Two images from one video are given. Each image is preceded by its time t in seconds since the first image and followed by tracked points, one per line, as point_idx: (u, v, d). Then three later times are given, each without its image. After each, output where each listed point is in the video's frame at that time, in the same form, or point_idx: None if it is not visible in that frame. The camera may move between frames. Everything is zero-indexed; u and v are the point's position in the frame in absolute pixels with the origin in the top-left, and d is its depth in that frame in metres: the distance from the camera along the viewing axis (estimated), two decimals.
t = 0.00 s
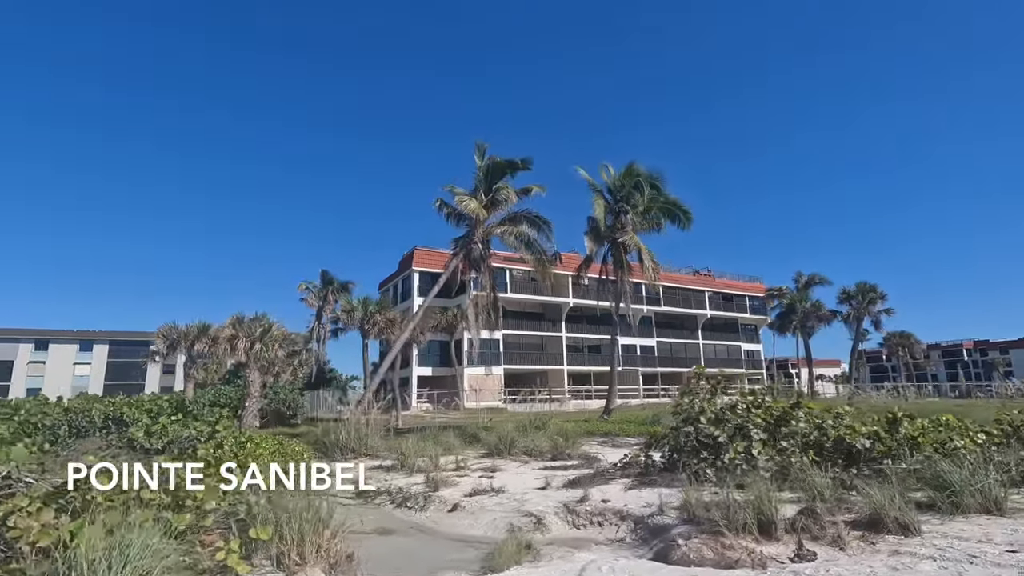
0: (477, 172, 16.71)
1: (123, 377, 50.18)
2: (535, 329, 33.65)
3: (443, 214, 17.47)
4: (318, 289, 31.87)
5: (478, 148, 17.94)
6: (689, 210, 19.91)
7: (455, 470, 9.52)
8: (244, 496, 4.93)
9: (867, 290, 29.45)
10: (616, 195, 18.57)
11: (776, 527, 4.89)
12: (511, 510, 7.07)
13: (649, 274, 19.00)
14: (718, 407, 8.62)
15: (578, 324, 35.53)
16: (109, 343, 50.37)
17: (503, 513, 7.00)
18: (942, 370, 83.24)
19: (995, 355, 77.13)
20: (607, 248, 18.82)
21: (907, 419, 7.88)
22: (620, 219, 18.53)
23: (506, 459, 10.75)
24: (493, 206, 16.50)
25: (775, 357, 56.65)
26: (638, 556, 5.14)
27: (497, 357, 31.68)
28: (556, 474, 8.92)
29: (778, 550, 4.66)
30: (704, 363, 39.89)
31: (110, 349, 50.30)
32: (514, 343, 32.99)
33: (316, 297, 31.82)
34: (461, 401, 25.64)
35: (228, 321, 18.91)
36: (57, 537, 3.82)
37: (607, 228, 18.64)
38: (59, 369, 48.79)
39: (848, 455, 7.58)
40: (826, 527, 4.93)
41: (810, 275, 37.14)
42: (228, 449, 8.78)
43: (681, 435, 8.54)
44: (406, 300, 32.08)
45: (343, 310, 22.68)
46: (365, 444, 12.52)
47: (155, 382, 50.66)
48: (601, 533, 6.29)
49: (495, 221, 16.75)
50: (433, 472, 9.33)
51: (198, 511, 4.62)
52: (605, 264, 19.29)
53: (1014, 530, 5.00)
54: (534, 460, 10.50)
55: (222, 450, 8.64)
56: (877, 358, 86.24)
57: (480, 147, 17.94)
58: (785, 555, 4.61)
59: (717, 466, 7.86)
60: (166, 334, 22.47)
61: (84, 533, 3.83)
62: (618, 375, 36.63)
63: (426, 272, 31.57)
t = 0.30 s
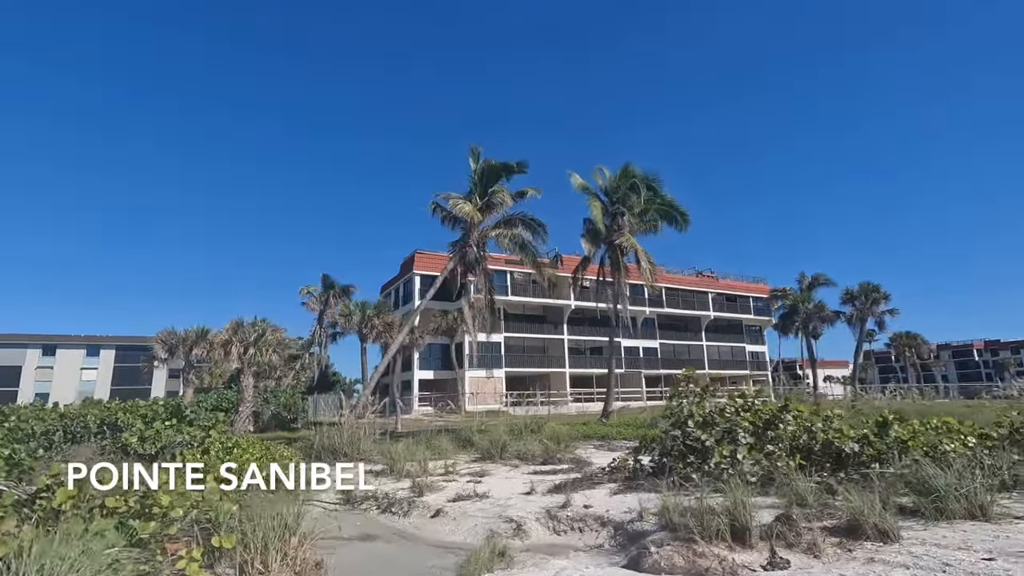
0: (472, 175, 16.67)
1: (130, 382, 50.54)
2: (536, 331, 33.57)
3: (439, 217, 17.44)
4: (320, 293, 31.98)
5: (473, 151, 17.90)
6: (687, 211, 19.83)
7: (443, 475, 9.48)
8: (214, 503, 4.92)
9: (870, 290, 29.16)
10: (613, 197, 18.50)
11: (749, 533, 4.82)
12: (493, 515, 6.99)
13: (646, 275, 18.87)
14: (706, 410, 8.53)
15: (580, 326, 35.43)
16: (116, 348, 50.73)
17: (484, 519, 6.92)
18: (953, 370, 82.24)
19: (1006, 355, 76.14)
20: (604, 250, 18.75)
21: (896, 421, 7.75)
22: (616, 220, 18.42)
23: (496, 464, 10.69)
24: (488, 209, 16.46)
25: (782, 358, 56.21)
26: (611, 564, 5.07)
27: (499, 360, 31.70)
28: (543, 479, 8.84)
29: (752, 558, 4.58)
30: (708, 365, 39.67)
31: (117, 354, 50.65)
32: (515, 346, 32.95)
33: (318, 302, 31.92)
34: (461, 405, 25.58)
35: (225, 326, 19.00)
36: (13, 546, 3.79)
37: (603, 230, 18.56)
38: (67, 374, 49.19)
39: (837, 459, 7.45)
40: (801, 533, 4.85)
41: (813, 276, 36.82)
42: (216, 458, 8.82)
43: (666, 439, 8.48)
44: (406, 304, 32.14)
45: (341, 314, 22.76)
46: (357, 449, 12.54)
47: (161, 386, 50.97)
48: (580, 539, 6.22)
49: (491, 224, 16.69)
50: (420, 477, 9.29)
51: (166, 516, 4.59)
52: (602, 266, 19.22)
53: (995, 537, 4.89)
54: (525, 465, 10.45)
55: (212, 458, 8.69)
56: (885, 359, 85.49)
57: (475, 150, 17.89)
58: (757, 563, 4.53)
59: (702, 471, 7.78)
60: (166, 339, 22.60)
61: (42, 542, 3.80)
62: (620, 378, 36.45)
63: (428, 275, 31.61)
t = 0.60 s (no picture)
0: (465, 176, 16.67)
1: (133, 385, 50.78)
2: (536, 333, 33.51)
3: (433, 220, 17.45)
4: (320, 296, 32.08)
5: (466, 153, 17.91)
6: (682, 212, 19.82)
7: (429, 477, 9.49)
8: (183, 507, 4.92)
9: (870, 291, 29.01)
10: (607, 198, 18.50)
11: (720, 537, 4.78)
12: (473, 518, 6.99)
13: (642, 276, 18.85)
14: (692, 411, 8.49)
15: (579, 328, 35.39)
16: (119, 350, 50.90)
17: (464, 522, 6.92)
18: (959, 371, 81.59)
19: (1013, 356, 75.50)
20: (599, 251, 18.74)
21: (881, 423, 7.68)
22: (611, 221, 18.41)
23: (485, 466, 10.69)
24: (482, 211, 16.46)
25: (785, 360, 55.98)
26: (582, 569, 5.05)
27: (499, 361, 31.71)
28: (528, 481, 8.83)
29: (721, 562, 4.55)
30: (709, 366, 39.53)
31: (119, 356, 50.80)
32: (514, 348, 32.93)
33: (318, 304, 32.01)
34: (460, 406, 25.52)
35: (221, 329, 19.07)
36: None
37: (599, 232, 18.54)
38: (71, 377, 49.42)
39: (820, 461, 7.40)
40: (771, 537, 4.81)
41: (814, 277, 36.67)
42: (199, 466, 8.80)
43: (651, 442, 8.45)
44: (406, 306, 32.20)
45: (338, 316, 22.83)
46: (348, 451, 12.54)
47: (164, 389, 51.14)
48: (559, 542, 6.20)
49: (484, 226, 16.69)
50: (406, 480, 9.29)
51: (136, 519, 4.60)
52: (597, 267, 19.21)
53: (968, 541, 4.86)
54: (513, 468, 10.43)
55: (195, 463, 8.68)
56: (889, 360, 85.07)
57: (468, 152, 17.92)
58: (726, 567, 4.49)
59: (684, 474, 7.75)
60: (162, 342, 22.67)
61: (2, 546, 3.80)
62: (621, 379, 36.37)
63: (426, 277, 31.65)
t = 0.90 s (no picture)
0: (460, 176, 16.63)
1: (141, 386, 51.19)
2: (539, 333, 33.45)
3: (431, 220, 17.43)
4: (323, 297, 32.20)
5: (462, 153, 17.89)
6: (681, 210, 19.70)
7: (421, 477, 9.48)
8: (157, 506, 4.94)
9: (875, 288, 28.72)
10: (605, 197, 18.42)
11: (696, 536, 4.73)
12: (459, 518, 6.96)
13: (641, 275, 18.74)
14: (682, 410, 8.34)
15: (583, 327, 35.29)
16: (127, 352, 51.24)
17: (449, 522, 6.89)
18: (970, 368, 80.60)
19: None
20: (598, 250, 18.66)
21: (874, 421, 7.58)
22: (610, 220, 18.32)
23: (478, 466, 10.67)
24: (479, 210, 16.43)
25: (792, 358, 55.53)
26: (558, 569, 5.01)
27: (502, 361, 31.70)
28: (518, 481, 8.78)
29: (697, 561, 4.49)
30: (714, 365, 39.30)
31: (128, 358, 51.13)
32: (517, 347, 32.89)
33: (321, 305, 32.11)
34: (462, 405, 25.45)
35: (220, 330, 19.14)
36: None
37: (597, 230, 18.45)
38: (80, 379, 49.86)
39: (811, 460, 7.29)
40: (748, 537, 4.75)
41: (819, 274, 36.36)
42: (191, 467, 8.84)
43: (641, 441, 8.36)
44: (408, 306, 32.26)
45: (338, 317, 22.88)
46: (344, 451, 12.55)
47: (172, 390, 51.49)
48: (541, 542, 6.16)
49: (481, 226, 16.65)
50: (396, 479, 9.28)
51: (109, 519, 4.61)
52: (596, 266, 19.13)
53: (951, 540, 4.77)
54: (506, 467, 10.38)
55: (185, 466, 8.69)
56: (899, 358, 84.26)
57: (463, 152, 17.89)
58: (701, 566, 4.43)
59: (673, 473, 7.66)
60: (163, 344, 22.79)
61: None
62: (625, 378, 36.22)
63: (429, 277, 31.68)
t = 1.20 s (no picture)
0: (454, 177, 16.59)
1: (149, 391, 51.50)
2: (542, 334, 33.38)
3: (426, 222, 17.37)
4: (325, 300, 32.28)
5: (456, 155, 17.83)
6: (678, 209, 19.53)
7: (409, 482, 9.39)
8: (124, 515, 4.89)
9: (880, 286, 28.39)
10: (602, 196, 18.31)
11: (670, 543, 4.63)
12: (440, 524, 6.88)
13: (639, 275, 18.59)
14: (671, 412, 8.21)
15: (586, 328, 35.16)
16: (134, 357, 51.52)
17: (431, 528, 6.82)
18: (982, 366, 79.55)
19: None
20: (595, 250, 18.55)
21: (866, 421, 7.41)
22: (606, 219, 18.20)
23: (470, 469, 10.60)
24: (473, 211, 16.36)
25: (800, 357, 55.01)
26: None
27: (504, 363, 31.65)
28: (505, 485, 8.69)
29: (670, 569, 4.38)
30: (719, 365, 39.01)
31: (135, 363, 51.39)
32: (520, 349, 32.85)
33: (323, 308, 32.20)
34: (463, 407, 25.38)
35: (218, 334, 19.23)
36: None
37: (593, 230, 18.33)
38: (88, 385, 50.22)
39: (800, 462, 7.15)
40: (724, 544, 4.64)
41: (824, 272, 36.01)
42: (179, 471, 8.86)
43: (629, 444, 8.23)
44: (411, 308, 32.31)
45: (337, 320, 22.97)
46: (338, 454, 12.53)
47: (179, 395, 51.72)
48: (521, 548, 6.06)
49: (476, 227, 16.58)
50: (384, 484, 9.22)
51: (74, 529, 4.54)
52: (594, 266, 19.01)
53: (934, 547, 4.63)
54: (497, 471, 10.29)
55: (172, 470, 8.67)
56: (909, 356, 83.32)
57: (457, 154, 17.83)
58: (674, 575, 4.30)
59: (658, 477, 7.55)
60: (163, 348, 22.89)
61: None
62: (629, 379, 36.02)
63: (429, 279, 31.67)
